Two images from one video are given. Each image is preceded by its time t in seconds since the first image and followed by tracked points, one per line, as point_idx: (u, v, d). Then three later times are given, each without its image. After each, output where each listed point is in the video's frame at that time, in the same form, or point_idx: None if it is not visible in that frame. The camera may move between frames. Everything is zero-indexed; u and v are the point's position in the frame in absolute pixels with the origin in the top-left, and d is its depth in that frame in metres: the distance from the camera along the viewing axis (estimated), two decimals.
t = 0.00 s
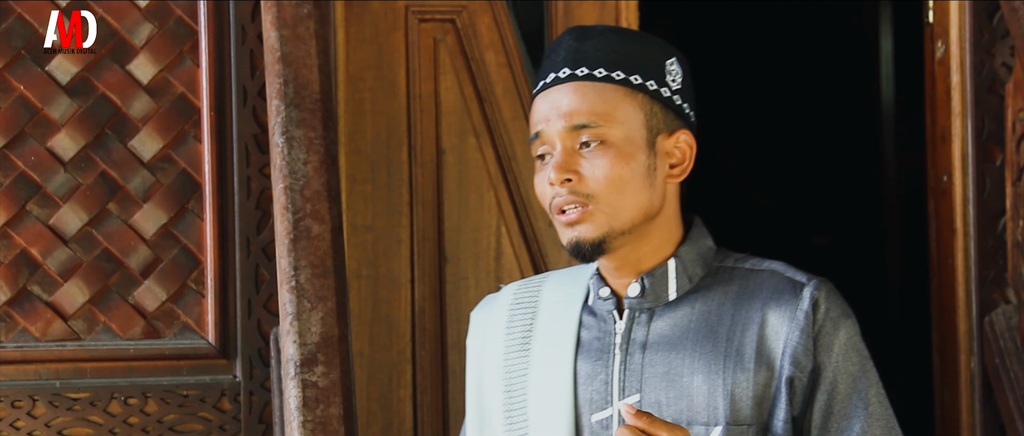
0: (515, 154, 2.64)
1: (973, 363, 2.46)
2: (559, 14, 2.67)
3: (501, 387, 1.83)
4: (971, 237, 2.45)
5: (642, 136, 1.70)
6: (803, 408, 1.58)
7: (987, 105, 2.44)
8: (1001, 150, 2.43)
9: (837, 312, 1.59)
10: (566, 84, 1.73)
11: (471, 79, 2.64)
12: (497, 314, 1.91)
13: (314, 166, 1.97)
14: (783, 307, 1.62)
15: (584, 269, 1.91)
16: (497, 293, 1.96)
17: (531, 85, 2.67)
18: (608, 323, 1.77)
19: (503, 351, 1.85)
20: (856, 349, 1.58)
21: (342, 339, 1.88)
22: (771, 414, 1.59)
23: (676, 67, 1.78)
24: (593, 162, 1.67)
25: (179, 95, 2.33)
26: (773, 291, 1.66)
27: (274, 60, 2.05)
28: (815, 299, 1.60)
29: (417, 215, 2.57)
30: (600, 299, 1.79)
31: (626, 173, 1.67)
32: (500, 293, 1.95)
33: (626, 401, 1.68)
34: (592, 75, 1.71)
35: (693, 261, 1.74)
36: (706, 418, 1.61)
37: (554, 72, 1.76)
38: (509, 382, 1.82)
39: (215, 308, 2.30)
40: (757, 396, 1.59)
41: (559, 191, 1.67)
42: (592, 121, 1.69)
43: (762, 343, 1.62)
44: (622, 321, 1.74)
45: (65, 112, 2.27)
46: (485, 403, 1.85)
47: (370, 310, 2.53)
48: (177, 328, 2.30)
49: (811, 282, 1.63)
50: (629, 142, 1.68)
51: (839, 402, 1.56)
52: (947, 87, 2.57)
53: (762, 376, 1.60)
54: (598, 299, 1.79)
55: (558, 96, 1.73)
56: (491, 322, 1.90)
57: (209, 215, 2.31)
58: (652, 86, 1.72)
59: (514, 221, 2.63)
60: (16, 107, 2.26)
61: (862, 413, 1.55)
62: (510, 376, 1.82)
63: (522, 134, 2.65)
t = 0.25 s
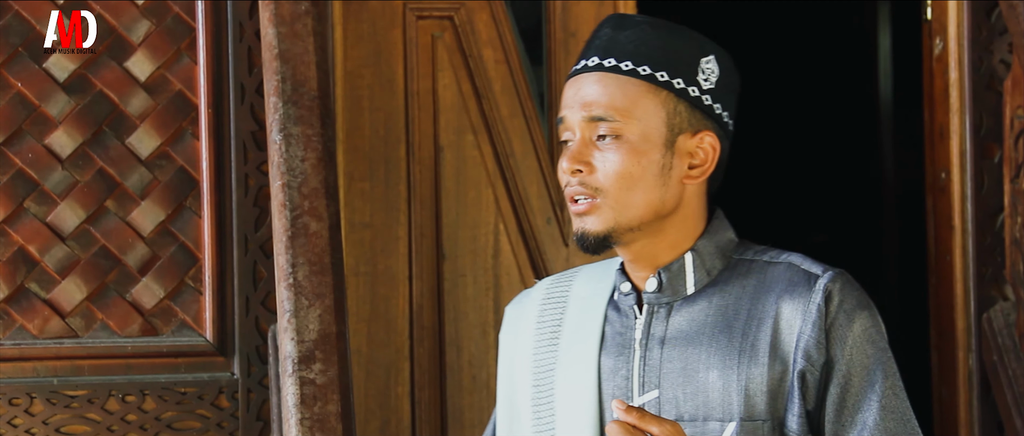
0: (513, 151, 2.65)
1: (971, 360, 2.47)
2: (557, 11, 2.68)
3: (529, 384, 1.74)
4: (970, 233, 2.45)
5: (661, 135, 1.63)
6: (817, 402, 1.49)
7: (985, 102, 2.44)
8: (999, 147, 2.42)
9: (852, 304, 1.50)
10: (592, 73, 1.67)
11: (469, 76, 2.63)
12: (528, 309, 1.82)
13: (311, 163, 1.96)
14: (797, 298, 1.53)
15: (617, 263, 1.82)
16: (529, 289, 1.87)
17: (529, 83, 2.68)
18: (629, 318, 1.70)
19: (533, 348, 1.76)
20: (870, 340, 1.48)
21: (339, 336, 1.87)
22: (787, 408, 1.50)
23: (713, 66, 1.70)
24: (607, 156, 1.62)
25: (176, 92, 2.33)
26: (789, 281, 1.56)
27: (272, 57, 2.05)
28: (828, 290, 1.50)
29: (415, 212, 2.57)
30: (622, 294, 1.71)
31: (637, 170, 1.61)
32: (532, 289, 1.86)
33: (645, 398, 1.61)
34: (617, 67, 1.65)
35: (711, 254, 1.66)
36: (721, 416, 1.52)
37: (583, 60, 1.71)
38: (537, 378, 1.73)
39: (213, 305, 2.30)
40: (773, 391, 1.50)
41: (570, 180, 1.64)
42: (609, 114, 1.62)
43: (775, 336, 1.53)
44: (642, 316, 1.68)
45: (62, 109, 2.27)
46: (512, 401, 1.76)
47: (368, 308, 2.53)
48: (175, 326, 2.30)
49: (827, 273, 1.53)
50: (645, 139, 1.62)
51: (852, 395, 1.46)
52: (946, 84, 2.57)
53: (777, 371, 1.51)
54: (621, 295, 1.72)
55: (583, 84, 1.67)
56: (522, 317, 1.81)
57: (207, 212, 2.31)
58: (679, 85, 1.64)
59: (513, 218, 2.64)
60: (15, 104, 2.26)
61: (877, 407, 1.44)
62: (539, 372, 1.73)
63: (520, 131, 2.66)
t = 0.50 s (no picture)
0: (509, 147, 2.65)
1: (967, 356, 2.47)
2: (553, 7, 2.69)
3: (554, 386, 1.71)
4: (967, 229, 2.46)
5: (679, 140, 1.59)
6: (826, 404, 1.45)
7: (981, 98, 2.45)
8: (995, 143, 2.44)
9: (863, 305, 1.46)
10: (620, 70, 1.63)
11: (465, 73, 2.63)
12: (558, 309, 1.79)
13: (307, 160, 1.95)
14: (810, 299, 1.49)
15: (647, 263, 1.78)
16: (561, 290, 1.84)
17: (525, 79, 2.68)
18: (650, 320, 1.66)
19: (559, 349, 1.73)
20: (880, 342, 1.44)
21: (336, 333, 1.87)
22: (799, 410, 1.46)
23: (744, 73, 1.63)
24: (623, 156, 1.59)
25: (172, 89, 2.33)
26: (802, 282, 1.52)
27: (267, 53, 2.04)
28: (839, 290, 1.47)
29: (411, 209, 2.57)
30: (643, 296, 1.67)
31: (652, 174, 1.58)
32: (564, 289, 1.83)
33: (663, 400, 1.57)
34: (644, 68, 1.61)
35: (730, 256, 1.61)
36: (734, 419, 1.48)
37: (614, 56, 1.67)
38: (563, 380, 1.70)
39: (209, 301, 2.30)
40: (785, 394, 1.46)
41: (587, 176, 1.63)
42: (629, 115, 1.60)
43: (788, 338, 1.49)
44: (661, 317, 1.64)
45: (58, 105, 2.26)
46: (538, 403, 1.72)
47: (364, 304, 2.53)
48: (171, 322, 2.30)
49: (840, 274, 1.49)
50: (663, 144, 1.59)
51: (859, 398, 1.42)
52: (942, 80, 2.57)
53: (790, 374, 1.46)
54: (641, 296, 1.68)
55: (610, 81, 1.64)
56: (551, 318, 1.79)
57: (203, 208, 2.31)
58: (704, 92, 1.59)
59: (509, 214, 2.64)
60: (10, 100, 2.25)
61: (883, 410, 1.40)
62: (564, 373, 1.70)
63: (516, 128, 2.66)
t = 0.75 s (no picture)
0: (506, 144, 2.65)
1: (964, 352, 2.46)
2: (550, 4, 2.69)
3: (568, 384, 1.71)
4: (963, 225, 2.46)
5: (693, 139, 1.59)
6: (834, 404, 1.44)
7: (978, 94, 2.45)
8: (992, 139, 2.45)
9: (872, 305, 1.44)
10: (638, 66, 1.63)
11: (461, 69, 2.63)
12: (573, 308, 1.80)
13: (304, 156, 1.96)
14: (820, 298, 1.47)
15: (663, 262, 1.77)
16: (576, 290, 1.84)
17: (522, 75, 2.69)
18: (662, 318, 1.65)
19: (574, 347, 1.73)
20: (887, 343, 1.42)
21: (332, 329, 1.87)
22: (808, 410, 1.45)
23: (763, 74, 1.61)
24: (636, 152, 1.59)
25: (168, 85, 2.32)
26: (811, 281, 1.51)
27: (264, 49, 2.04)
28: (847, 289, 1.45)
29: (408, 205, 2.56)
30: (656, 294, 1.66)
31: (664, 171, 1.57)
32: (579, 289, 1.84)
33: (674, 398, 1.57)
34: (661, 64, 1.60)
35: (741, 255, 1.60)
36: (743, 418, 1.47)
37: (634, 51, 1.67)
38: (576, 377, 1.70)
39: (206, 297, 2.30)
40: (794, 394, 1.45)
41: (599, 170, 1.62)
42: (644, 112, 1.59)
43: (797, 337, 1.47)
44: (673, 316, 1.63)
45: (54, 101, 2.26)
46: (552, 401, 1.73)
47: (361, 301, 2.52)
48: (167, 319, 2.30)
49: (850, 273, 1.47)
50: (676, 142, 1.58)
51: (863, 397, 1.41)
52: (939, 76, 2.56)
53: (799, 373, 1.45)
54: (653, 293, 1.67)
55: (628, 77, 1.64)
56: (566, 318, 1.79)
57: (199, 204, 2.31)
58: (720, 91, 1.58)
59: (506, 211, 2.64)
60: (6, 96, 2.25)
61: (886, 410, 1.39)
62: (578, 371, 1.70)
63: (514, 124, 2.66)
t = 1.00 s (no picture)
0: (506, 140, 2.65)
1: (964, 349, 2.47)
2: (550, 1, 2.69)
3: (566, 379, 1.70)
4: (963, 223, 2.46)
5: (696, 135, 1.58)
6: (832, 403, 1.43)
7: (978, 91, 2.45)
8: (992, 135, 2.45)
9: (872, 304, 1.43)
10: (642, 61, 1.62)
11: (461, 66, 2.63)
12: (572, 304, 1.79)
13: (304, 153, 1.95)
14: (820, 296, 1.47)
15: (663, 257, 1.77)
16: (576, 285, 1.84)
17: (522, 72, 2.68)
18: (661, 314, 1.64)
19: (573, 342, 1.73)
20: (887, 343, 1.41)
21: (332, 326, 1.86)
22: (807, 409, 1.44)
23: (767, 70, 1.61)
24: (639, 148, 1.58)
25: (168, 81, 2.32)
26: (812, 279, 1.50)
27: (264, 46, 2.04)
28: (848, 288, 1.44)
29: (408, 202, 2.56)
30: (656, 290, 1.66)
31: (668, 167, 1.57)
32: (579, 284, 1.83)
33: (671, 395, 1.56)
34: (665, 60, 1.60)
35: (742, 252, 1.59)
36: (741, 416, 1.47)
37: (638, 46, 1.66)
38: (575, 372, 1.69)
39: (206, 294, 2.30)
40: (792, 392, 1.44)
41: (603, 166, 1.62)
42: (648, 108, 1.59)
43: (797, 335, 1.47)
44: (673, 312, 1.62)
45: (53, 98, 2.26)
46: (551, 395, 1.72)
47: (361, 297, 2.51)
48: (167, 316, 2.30)
49: (851, 272, 1.46)
50: (680, 138, 1.57)
51: (861, 397, 1.40)
52: (938, 73, 2.56)
53: (797, 372, 1.45)
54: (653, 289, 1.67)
55: (632, 72, 1.63)
56: (566, 312, 1.78)
57: (199, 201, 2.30)
58: (723, 87, 1.58)
59: (506, 208, 2.64)
60: (5, 93, 2.24)
61: (883, 410, 1.38)
62: (577, 366, 1.69)
63: (514, 121, 2.66)
